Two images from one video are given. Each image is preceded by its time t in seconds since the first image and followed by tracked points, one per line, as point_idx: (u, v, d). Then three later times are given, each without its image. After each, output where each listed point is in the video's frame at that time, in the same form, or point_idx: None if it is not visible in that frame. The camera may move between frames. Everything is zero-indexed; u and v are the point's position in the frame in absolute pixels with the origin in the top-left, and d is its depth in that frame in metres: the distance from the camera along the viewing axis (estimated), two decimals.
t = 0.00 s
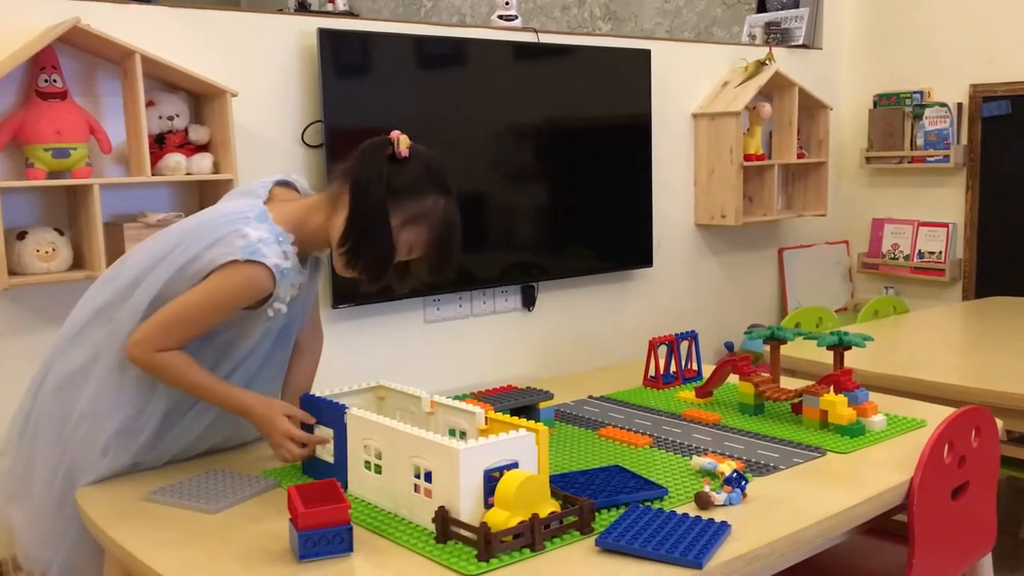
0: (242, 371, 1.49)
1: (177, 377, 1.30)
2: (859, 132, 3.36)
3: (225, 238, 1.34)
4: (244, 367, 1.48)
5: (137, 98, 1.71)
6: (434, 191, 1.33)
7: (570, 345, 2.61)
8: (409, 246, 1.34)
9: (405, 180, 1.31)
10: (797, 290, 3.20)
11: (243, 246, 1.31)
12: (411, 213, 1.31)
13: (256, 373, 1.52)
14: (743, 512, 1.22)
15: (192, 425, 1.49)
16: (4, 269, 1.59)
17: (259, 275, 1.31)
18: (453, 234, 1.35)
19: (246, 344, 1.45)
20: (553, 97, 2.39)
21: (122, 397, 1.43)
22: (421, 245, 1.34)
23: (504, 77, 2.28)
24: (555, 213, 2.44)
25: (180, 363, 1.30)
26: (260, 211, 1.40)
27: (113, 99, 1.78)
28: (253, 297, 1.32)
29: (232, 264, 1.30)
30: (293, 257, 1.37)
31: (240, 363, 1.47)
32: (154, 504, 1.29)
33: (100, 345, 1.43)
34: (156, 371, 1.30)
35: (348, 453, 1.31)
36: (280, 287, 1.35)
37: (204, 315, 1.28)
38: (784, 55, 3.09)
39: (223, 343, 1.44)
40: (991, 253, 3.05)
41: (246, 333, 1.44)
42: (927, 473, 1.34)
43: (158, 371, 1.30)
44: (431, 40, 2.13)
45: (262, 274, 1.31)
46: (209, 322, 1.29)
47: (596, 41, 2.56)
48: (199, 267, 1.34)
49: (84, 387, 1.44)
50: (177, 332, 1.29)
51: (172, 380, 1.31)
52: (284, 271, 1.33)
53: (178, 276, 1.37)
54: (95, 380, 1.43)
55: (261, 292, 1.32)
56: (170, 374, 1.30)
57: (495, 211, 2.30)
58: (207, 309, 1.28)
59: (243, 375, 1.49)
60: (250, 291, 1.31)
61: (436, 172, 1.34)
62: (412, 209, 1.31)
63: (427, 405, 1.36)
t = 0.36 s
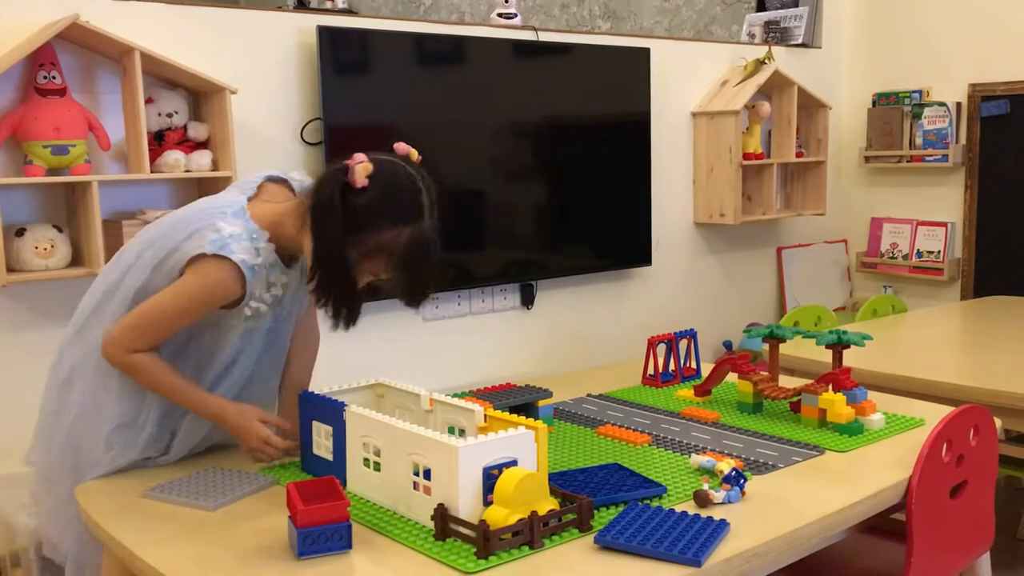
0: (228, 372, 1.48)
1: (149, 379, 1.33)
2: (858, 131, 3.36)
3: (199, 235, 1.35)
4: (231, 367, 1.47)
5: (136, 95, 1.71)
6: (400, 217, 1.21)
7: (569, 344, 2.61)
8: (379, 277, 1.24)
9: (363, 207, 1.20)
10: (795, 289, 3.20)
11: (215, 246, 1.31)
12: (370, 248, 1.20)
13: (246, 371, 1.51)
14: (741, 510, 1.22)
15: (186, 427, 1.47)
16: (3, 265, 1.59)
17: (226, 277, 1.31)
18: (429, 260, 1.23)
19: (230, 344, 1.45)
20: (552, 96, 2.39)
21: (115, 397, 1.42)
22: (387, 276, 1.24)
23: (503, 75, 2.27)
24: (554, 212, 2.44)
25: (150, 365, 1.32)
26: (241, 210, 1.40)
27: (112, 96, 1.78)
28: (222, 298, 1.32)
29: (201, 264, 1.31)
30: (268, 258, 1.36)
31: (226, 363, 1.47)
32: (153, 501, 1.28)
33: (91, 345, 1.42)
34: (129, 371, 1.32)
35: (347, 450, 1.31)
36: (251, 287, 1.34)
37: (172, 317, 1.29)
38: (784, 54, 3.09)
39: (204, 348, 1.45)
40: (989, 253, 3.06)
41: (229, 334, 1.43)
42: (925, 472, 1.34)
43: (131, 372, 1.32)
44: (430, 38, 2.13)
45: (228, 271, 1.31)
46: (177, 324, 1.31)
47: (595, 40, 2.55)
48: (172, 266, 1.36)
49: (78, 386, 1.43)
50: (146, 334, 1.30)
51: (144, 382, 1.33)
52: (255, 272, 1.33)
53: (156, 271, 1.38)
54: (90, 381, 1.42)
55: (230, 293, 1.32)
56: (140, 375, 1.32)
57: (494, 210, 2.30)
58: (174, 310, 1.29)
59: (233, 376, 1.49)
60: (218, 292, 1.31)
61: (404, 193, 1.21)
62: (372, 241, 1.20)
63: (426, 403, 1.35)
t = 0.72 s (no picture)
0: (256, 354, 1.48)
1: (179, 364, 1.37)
2: (857, 130, 3.37)
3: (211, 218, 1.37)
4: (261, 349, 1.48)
5: (134, 93, 1.71)
6: (366, 168, 1.17)
7: (567, 342, 2.61)
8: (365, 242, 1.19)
9: (330, 170, 1.19)
10: (794, 288, 3.20)
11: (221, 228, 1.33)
12: (339, 204, 1.18)
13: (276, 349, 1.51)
14: (740, 509, 1.22)
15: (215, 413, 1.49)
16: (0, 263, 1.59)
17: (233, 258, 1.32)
18: (407, 210, 1.16)
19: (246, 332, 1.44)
20: (551, 94, 2.39)
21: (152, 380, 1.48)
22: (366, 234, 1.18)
23: (501, 73, 2.27)
24: (553, 210, 2.44)
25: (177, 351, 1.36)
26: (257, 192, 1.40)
27: (111, 94, 1.78)
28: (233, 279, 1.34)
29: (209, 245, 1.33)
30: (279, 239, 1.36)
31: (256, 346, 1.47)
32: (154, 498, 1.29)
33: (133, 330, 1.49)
34: (164, 360, 1.36)
35: (345, 448, 1.31)
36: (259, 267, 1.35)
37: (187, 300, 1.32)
38: (782, 53, 3.09)
39: (226, 334, 1.46)
40: (987, 252, 3.06)
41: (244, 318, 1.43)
42: (923, 470, 1.34)
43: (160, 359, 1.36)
44: (428, 36, 2.13)
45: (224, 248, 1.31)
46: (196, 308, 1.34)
47: (594, 38, 2.56)
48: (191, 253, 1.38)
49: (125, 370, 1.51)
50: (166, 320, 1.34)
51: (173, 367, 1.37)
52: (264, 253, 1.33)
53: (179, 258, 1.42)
54: (133, 364, 1.49)
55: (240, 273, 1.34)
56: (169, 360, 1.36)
57: (493, 208, 2.30)
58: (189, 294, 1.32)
59: (259, 360, 1.49)
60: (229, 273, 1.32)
61: (367, 146, 1.18)
62: (342, 198, 1.18)
63: (424, 400, 1.35)
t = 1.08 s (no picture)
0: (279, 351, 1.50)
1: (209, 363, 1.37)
2: (854, 130, 3.37)
3: (252, 216, 1.39)
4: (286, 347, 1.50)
5: (131, 93, 1.71)
6: (433, 150, 1.22)
7: (565, 342, 2.61)
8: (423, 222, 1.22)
9: (392, 150, 1.23)
10: (791, 288, 3.20)
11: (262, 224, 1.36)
12: (406, 181, 1.21)
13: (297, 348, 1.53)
14: (738, 508, 1.23)
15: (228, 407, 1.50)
16: None
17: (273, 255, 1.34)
18: (466, 193, 1.21)
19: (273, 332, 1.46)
20: (549, 94, 2.39)
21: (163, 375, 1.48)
22: (430, 213, 1.20)
23: (498, 73, 2.27)
24: (551, 210, 2.44)
25: (208, 349, 1.36)
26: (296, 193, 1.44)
27: (108, 94, 1.78)
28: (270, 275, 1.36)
29: (248, 241, 1.35)
30: (318, 238, 1.40)
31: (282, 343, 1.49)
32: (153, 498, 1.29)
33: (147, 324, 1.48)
34: (187, 354, 1.36)
35: (342, 448, 1.31)
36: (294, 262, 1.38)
37: (221, 298, 1.33)
38: (779, 53, 3.10)
39: (251, 335, 1.46)
40: (985, 252, 3.06)
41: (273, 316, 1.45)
42: (921, 470, 1.34)
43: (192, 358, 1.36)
44: (426, 36, 2.13)
45: (274, 242, 1.34)
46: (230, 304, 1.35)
47: (592, 38, 2.56)
48: (224, 249, 1.39)
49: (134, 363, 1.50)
50: (200, 317, 1.34)
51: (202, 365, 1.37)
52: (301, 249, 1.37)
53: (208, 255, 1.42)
54: (143, 361, 1.49)
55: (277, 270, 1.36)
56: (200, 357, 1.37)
57: (490, 208, 2.30)
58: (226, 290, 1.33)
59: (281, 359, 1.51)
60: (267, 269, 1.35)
61: (433, 132, 1.23)
62: (405, 176, 1.21)
63: (422, 400, 1.35)
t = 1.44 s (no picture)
0: (240, 325, 1.48)
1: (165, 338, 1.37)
2: (852, 130, 3.37)
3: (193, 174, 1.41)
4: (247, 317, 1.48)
5: (127, 93, 1.70)
6: (321, 65, 1.24)
7: (562, 342, 2.61)
8: (325, 135, 1.23)
9: (291, 73, 1.27)
10: (789, 288, 3.20)
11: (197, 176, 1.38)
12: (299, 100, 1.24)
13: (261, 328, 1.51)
14: (735, 509, 1.22)
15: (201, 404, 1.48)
16: None
17: (213, 203, 1.35)
18: (359, 96, 1.20)
19: (229, 292, 1.44)
20: (546, 94, 2.39)
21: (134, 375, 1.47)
22: (319, 125, 1.22)
23: (496, 74, 2.27)
24: (549, 210, 2.44)
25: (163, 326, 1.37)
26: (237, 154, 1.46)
27: (104, 94, 1.77)
28: (213, 226, 1.37)
29: (188, 194, 1.36)
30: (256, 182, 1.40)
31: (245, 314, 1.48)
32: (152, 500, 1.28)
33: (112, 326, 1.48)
34: (145, 325, 1.37)
35: (340, 450, 1.31)
36: (234, 206, 1.37)
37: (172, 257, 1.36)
38: (777, 53, 3.10)
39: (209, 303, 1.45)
40: (982, 252, 3.06)
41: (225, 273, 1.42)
42: (918, 470, 1.34)
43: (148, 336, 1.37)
44: (423, 36, 2.13)
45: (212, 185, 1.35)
46: (178, 263, 1.36)
47: (589, 39, 2.56)
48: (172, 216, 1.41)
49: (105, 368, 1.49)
50: (153, 285, 1.36)
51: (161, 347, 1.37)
52: (240, 191, 1.37)
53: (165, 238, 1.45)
54: (112, 364, 1.47)
55: (219, 218, 1.36)
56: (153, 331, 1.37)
57: (488, 208, 2.30)
58: (173, 249, 1.36)
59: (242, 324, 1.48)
60: (210, 219, 1.36)
61: (326, 49, 1.25)
62: (304, 92, 1.24)
63: (419, 401, 1.35)
